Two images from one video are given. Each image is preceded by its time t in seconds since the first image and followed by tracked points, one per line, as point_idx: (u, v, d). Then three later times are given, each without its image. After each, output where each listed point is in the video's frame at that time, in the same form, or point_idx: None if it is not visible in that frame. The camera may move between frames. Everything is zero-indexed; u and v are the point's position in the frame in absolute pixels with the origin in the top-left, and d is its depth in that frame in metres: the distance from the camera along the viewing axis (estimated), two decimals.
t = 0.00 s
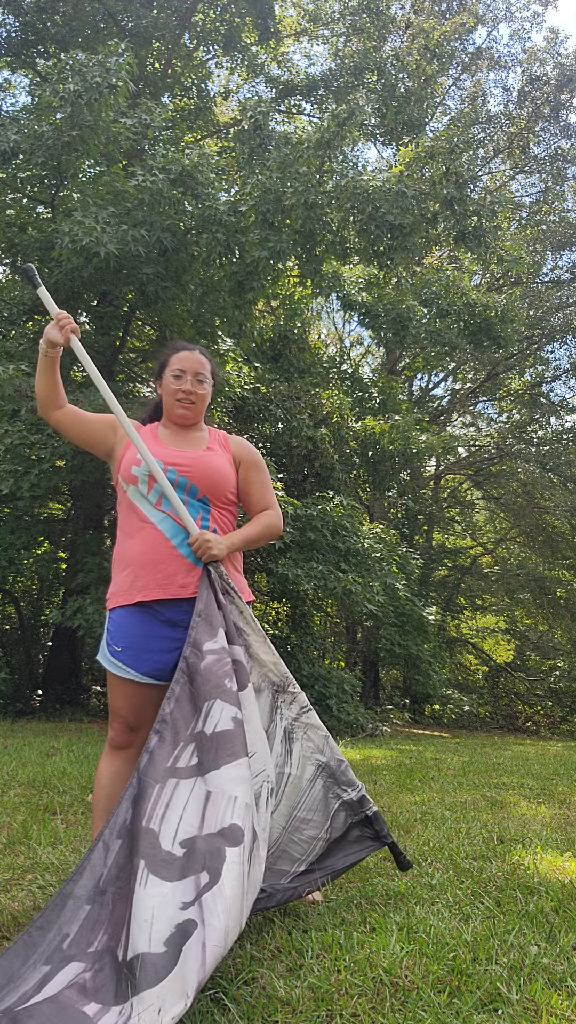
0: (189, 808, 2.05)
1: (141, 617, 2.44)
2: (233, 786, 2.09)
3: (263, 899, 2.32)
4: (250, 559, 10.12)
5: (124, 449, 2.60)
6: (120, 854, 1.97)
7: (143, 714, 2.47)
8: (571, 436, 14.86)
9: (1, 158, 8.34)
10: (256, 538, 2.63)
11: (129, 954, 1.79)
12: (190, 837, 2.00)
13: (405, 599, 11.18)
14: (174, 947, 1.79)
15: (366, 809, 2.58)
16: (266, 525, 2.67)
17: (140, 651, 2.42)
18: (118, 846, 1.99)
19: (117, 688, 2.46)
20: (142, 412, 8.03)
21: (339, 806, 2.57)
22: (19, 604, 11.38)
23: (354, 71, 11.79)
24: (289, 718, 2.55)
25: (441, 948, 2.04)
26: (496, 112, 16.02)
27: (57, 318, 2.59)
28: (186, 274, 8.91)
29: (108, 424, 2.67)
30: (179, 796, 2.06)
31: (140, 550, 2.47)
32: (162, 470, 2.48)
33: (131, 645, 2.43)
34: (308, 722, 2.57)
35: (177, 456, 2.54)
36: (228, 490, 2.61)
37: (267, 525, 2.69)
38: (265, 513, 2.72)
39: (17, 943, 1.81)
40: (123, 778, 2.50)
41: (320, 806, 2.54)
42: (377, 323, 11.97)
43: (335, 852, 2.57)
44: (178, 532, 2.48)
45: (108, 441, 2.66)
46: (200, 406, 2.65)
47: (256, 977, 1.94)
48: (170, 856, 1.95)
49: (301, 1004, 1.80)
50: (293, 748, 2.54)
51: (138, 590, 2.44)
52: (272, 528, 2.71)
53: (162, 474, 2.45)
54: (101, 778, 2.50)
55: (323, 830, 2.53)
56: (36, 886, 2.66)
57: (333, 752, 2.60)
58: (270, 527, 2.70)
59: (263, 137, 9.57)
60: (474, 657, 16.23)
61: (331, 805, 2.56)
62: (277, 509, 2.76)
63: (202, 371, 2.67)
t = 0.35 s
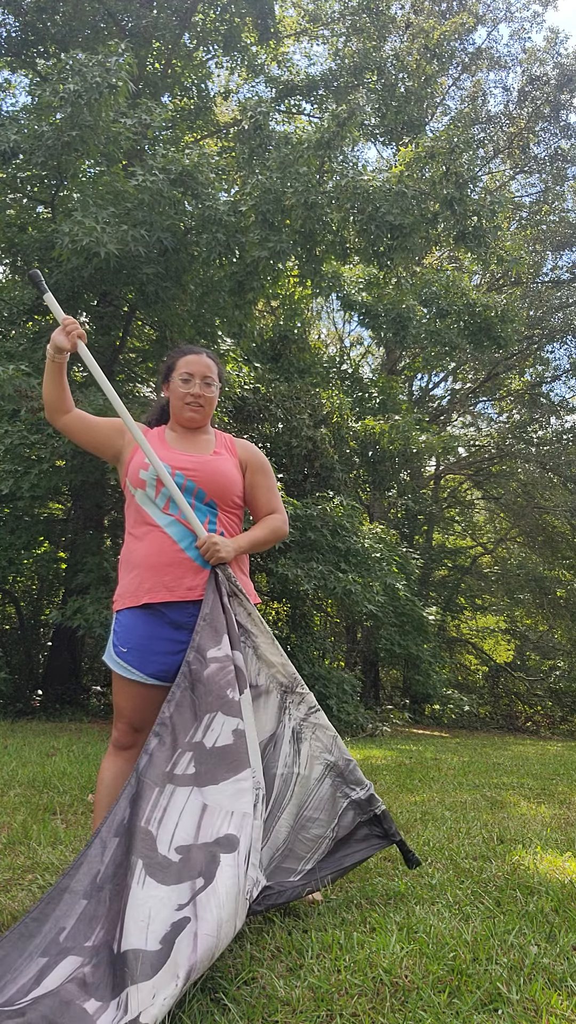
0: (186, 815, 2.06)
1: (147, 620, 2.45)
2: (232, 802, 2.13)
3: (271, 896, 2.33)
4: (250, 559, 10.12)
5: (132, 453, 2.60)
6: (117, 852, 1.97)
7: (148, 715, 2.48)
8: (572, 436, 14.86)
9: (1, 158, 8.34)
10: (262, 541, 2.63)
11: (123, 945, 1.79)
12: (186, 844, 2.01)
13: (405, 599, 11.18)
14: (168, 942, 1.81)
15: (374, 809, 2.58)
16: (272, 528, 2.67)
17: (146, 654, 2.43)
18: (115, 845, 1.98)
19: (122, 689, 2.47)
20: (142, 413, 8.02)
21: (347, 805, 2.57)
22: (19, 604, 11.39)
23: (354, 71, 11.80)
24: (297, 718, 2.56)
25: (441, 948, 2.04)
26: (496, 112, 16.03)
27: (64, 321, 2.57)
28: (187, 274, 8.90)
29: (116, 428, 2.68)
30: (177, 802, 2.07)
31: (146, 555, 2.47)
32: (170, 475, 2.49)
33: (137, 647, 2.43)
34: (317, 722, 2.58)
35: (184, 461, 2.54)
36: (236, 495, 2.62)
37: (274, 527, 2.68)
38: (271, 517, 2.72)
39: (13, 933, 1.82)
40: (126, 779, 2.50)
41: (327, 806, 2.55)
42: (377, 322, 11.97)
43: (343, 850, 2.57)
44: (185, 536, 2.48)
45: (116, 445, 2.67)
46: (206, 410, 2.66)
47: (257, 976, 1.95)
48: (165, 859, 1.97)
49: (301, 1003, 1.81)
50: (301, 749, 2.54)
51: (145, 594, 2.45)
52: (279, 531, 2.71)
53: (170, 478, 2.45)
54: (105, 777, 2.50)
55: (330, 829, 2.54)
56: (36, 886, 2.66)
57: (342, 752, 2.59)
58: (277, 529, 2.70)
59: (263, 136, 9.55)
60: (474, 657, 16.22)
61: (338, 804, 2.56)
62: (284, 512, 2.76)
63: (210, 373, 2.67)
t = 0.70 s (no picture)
0: (187, 826, 2.07)
1: (150, 621, 2.45)
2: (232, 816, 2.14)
3: (274, 894, 2.33)
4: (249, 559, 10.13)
5: (134, 455, 2.60)
6: (119, 858, 1.97)
7: (150, 716, 2.47)
8: (571, 436, 14.87)
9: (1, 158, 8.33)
10: (263, 543, 2.63)
11: (130, 952, 1.79)
12: (188, 855, 2.02)
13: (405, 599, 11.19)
14: (176, 950, 1.81)
15: (378, 806, 2.59)
16: (274, 529, 2.68)
17: (149, 654, 2.43)
18: (117, 850, 1.98)
19: (125, 688, 2.47)
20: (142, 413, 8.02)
21: (350, 803, 2.58)
22: (19, 605, 11.38)
23: (354, 71, 11.82)
24: (300, 717, 2.56)
25: (441, 948, 2.04)
26: (496, 112, 16.03)
27: (64, 326, 2.57)
28: (186, 274, 8.90)
29: (117, 431, 2.68)
30: (178, 813, 2.08)
31: (148, 556, 2.47)
32: (171, 477, 2.49)
33: (140, 647, 2.43)
34: (320, 721, 2.58)
35: (186, 462, 2.54)
36: (237, 496, 2.62)
37: (275, 528, 2.69)
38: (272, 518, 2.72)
39: (18, 934, 1.82)
40: (128, 779, 2.49)
41: (330, 804, 2.55)
42: (377, 322, 11.98)
43: (347, 848, 2.58)
44: (187, 537, 2.48)
45: (118, 447, 2.67)
46: (207, 411, 2.66)
47: (256, 976, 1.95)
48: (168, 869, 1.97)
49: (301, 1003, 1.81)
50: (303, 747, 2.54)
51: (148, 596, 2.45)
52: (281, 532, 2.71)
53: (172, 480, 2.45)
54: (106, 777, 2.50)
55: (333, 828, 2.54)
56: (36, 886, 2.66)
57: (345, 750, 2.60)
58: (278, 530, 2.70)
59: (263, 136, 9.53)
60: (474, 657, 16.22)
61: (342, 802, 2.57)
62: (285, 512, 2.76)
63: (209, 374, 2.67)
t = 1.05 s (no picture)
0: (187, 837, 2.08)
1: (150, 621, 2.45)
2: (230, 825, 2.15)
3: (275, 894, 2.33)
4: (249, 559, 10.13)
5: (134, 455, 2.61)
6: (118, 865, 1.97)
7: (151, 716, 2.47)
8: (571, 436, 14.88)
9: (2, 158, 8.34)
10: (263, 542, 2.63)
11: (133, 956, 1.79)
12: (188, 865, 2.03)
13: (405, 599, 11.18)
14: (180, 956, 1.81)
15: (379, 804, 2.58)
16: (273, 528, 2.67)
17: (149, 654, 2.43)
18: (115, 856, 1.98)
19: (125, 688, 2.47)
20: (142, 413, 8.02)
21: (352, 802, 2.57)
22: (19, 605, 11.38)
23: (354, 71, 11.84)
24: (301, 717, 2.56)
25: (441, 948, 2.04)
26: (496, 112, 16.03)
27: (63, 327, 2.57)
28: (186, 274, 8.90)
29: (116, 431, 2.68)
30: (177, 820, 2.09)
31: (148, 556, 2.47)
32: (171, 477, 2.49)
33: (140, 647, 2.43)
34: (321, 720, 2.58)
35: (186, 462, 2.55)
36: (237, 495, 2.62)
37: (275, 527, 2.68)
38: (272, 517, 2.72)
39: (16, 935, 1.82)
40: (127, 778, 2.49)
41: (332, 803, 2.54)
42: (377, 322, 11.98)
43: (348, 847, 2.57)
44: (187, 537, 2.48)
45: (117, 447, 2.67)
46: (206, 411, 2.66)
47: (256, 976, 1.95)
48: (168, 880, 1.98)
49: (301, 1003, 1.81)
50: (304, 747, 2.54)
51: (148, 596, 2.45)
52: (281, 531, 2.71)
53: (171, 480, 2.45)
54: (105, 777, 2.49)
55: (335, 827, 2.53)
56: (36, 886, 2.66)
57: (346, 749, 2.59)
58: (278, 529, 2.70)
59: (263, 136, 9.54)
60: (474, 657, 16.21)
61: (344, 801, 2.56)
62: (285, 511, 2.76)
63: (209, 374, 2.67)
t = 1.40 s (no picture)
0: (190, 837, 2.09)
1: (149, 621, 2.45)
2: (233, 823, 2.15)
3: (273, 894, 2.33)
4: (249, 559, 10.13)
5: (134, 455, 2.61)
6: (118, 866, 1.96)
7: (151, 716, 2.48)
8: (571, 436, 14.89)
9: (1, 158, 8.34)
10: (264, 541, 2.63)
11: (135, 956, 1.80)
12: (192, 867, 2.04)
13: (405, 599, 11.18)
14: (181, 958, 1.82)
15: (376, 806, 2.58)
16: (273, 528, 2.67)
17: (149, 654, 2.43)
18: (115, 856, 1.98)
19: (125, 688, 2.47)
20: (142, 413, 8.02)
21: (349, 802, 2.57)
22: (19, 605, 11.38)
23: (354, 71, 11.85)
24: (299, 717, 2.56)
25: (441, 948, 2.04)
26: (496, 112, 16.03)
27: (64, 326, 2.57)
28: (186, 274, 8.90)
29: (117, 430, 2.68)
30: (180, 821, 2.10)
31: (148, 555, 2.47)
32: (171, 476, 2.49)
33: (140, 647, 2.44)
34: (319, 721, 2.58)
35: (186, 461, 2.55)
36: (237, 495, 2.62)
37: (276, 526, 2.69)
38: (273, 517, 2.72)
39: (15, 932, 1.82)
40: (127, 778, 2.49)
41: (329, 803, 2.54)
42: (377, 322, 11.98)
43: (346, 848, 2.57)
44: (188, 537, 2.49)
45: (118, 447, 2.67)
46: (207, 411, 2.66)
47: (256, 976, 1.95)
48: (172, 884, 1.99)
49: (301, 1003, 1.81)
50: (302, 748, 2.54)
51: (148, 596, 2.45)
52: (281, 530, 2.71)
53: (172, 479, 2.45)
54: (105, 777, 2.50)
55: (333, 827, 2.53)
56: (36, 886, 2.66)
57: (344, 749, 2.59)
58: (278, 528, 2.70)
59: (263, 136, 9.55)
60: (474, 657, 16.21)
61: (341, 802, 2.56)
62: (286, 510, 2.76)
63: (209, 374, 2.67)
